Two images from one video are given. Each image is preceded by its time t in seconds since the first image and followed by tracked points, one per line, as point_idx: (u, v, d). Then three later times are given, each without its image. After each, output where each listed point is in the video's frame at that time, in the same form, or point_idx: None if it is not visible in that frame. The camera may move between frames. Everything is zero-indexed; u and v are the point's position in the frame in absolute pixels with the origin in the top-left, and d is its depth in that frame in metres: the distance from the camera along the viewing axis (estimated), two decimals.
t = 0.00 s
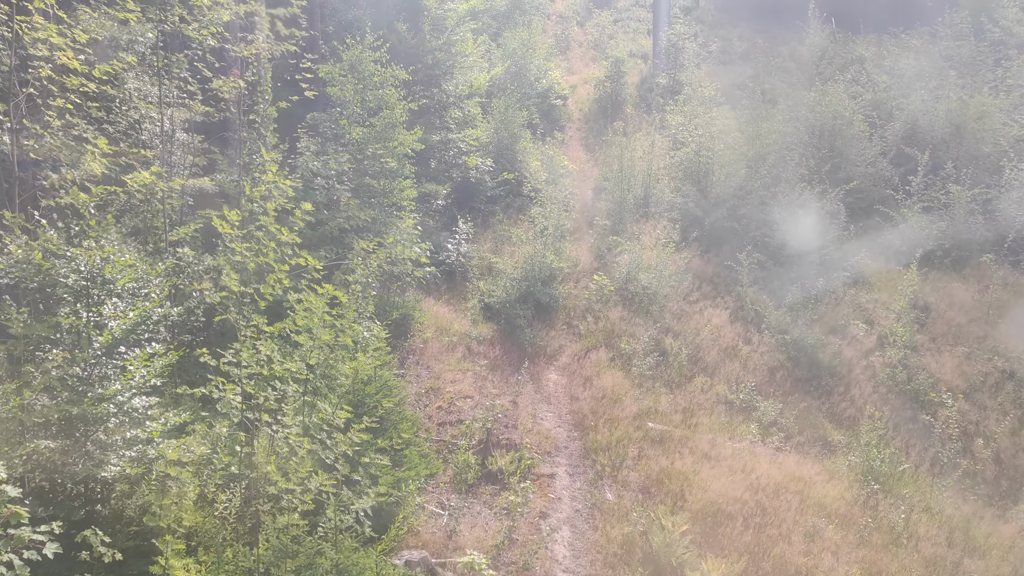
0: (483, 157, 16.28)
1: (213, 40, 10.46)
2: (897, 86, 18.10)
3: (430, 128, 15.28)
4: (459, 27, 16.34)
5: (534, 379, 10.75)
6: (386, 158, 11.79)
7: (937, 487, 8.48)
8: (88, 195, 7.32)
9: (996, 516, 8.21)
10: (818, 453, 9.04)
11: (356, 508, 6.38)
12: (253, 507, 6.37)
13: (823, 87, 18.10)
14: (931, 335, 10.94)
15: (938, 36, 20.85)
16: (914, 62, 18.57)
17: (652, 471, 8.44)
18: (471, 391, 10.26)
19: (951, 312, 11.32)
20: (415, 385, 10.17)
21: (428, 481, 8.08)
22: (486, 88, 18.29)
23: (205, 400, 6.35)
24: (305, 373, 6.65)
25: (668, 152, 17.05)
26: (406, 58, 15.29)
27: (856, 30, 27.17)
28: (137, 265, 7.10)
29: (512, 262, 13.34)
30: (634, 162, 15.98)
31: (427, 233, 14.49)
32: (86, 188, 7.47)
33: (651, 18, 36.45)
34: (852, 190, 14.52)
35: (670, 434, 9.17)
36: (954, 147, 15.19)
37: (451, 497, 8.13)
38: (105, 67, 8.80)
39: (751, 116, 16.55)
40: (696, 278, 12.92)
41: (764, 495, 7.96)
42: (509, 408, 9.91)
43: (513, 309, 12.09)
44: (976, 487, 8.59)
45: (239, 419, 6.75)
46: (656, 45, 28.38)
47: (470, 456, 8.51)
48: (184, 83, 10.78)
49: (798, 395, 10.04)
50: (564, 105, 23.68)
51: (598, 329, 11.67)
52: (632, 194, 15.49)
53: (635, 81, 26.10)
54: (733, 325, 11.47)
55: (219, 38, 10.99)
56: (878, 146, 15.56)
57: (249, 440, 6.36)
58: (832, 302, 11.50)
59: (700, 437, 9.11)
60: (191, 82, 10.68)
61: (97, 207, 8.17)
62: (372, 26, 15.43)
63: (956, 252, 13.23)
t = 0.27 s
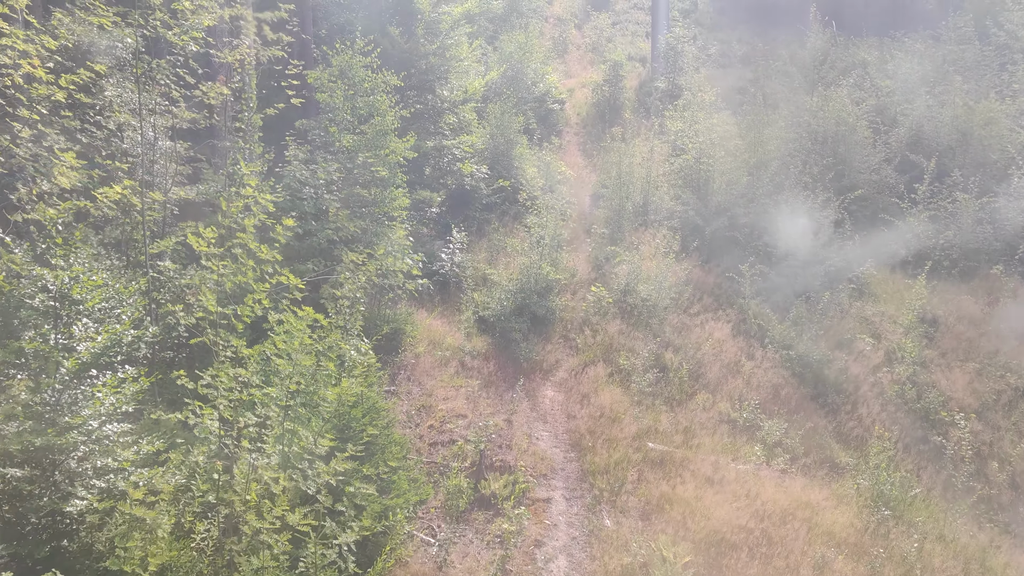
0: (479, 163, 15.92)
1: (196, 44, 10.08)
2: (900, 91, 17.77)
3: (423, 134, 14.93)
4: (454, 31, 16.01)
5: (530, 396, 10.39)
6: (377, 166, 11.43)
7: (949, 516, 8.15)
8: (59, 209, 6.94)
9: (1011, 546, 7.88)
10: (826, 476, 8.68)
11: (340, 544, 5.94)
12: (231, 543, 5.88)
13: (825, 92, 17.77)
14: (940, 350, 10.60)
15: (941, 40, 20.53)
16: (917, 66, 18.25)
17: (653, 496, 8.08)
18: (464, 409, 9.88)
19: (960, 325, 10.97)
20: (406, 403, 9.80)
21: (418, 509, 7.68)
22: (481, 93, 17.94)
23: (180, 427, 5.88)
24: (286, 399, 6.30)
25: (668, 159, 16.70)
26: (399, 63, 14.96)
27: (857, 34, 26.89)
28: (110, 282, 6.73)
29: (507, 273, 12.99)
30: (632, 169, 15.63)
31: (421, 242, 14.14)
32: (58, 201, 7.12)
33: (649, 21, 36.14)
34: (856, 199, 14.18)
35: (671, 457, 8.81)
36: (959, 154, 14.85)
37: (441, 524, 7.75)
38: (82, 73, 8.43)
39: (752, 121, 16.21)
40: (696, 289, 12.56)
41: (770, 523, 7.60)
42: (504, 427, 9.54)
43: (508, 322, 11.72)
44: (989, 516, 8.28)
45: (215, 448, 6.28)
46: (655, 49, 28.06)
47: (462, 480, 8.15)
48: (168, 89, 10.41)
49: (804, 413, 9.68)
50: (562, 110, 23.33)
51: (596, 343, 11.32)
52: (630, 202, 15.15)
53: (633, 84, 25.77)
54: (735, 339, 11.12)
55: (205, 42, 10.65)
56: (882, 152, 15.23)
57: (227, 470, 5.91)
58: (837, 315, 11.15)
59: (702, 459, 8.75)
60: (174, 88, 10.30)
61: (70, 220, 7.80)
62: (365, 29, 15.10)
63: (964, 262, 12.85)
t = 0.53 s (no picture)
0: (474, 171, 15.57)
1: (178, 51, 9.73)
2: (905, 96, 17.42)
3: (417, 141, 14.58)
4: (448, 35, 15.67)
5: (526, 415, 10.02)
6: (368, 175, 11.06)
7: (964, 545, 7.79)
8: (25, 226, 6.57)
9: None
10: (833, 503, 8.32)
11: None
12: None
13: (829, 98, 17.41)
14: (951, 367, 10.25)
15: (946, 44, 20.19)
16: (923, 71, 17.89)
17: (653, 524, 7.71)
18: (457, 429, 9.51)
19: (972, 340, 10.61)
20: (397, 423, 9.43)
21: (407, 539, 7.27)
22: (477, 98, 17.61)
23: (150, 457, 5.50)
24: (264, 430, 5.97)
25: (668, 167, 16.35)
26: (393, 68, 14.61)
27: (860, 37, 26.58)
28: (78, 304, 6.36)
29: (504, 284, 12.63)
30: (632, 176, 15.27)
31: (414, 252, 13.78)
32: (26, 217, 6.76)
33: (648, 23, 35.80)
34: (861, 207, 13.83)
35: (673, 481, 8.44)
36: (967, 161, 14.50)
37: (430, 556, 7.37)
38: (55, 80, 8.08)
39: (754, 127, 15.84)
40: (698, 301, 12.19)
41: (777, 556, 7.23)
42: (499, 449, 9.17)
43: (504, 336, 11.34)
44: (1005, 542, 7.91)
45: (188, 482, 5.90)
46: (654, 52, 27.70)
47: (454, 508, 7.77)
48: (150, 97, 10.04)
49: (810, 434, 9.31)
50: (560, 115, 22.98)
51: (594, 358, 10.94)
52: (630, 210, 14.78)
53: (633, 88, 25.41)
54: (738, 355, 10.75)
55: (190, 48, 10.30)
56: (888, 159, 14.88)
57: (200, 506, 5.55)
58: (844, 329, 10.79)
59: (704, 484, 8.39)
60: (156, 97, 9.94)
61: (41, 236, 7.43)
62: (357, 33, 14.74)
63: (972, 273, 12.48)
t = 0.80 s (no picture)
0: (470, 177, 15.21)
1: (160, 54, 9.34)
2: (911, 100, 17.07)
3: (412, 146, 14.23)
4: (445, 37, 15.33)
5: (522, 432, 9.66)
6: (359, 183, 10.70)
7: None
8: None
9: None
10: (844, 530, 7.97)
11: None
12: None
13: (832, 102, 17.06)
14: (964, 383, 9.90)
15: (952, 47, 19.85)
16: (929, 74, 17.54)
17: (656, 553, 7.34)
18: (451, 448, 9.15)
19: (985, 354, 10.27)
20: (388, 442, 9.07)
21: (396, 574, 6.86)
22: (474, 101, 17.25)
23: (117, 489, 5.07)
24: (242, 459, 5.57)
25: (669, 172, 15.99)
26: (386, 71, 14.28)
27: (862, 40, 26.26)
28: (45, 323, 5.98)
29: (500, 295, 12.27)
30: (631, 182, 14.91)
31: (408, 260, 13.43)
32: None
33: (648, 25, 35.47)
34: (867, 214, 13.47)
35: (675, 505, 8.08)
36: (976, 167, 14.16)
37: None
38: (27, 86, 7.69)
39: (757, 132, 15.49)
40: (700, 312, 11.82)
41: None
42: (494, 469, 8.80)
43: (500, 349, 10.98)
44: None
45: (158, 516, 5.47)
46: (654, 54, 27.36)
47: (447, 535, 7.38)
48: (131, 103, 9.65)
49: (819, 453, 8.95)
50: (558, 118, 22.62)
51: (593, 372, 10.58)
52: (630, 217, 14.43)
53: (632, 91, 25.06)
54: (742, 369, 10.39)
55: (173, 51, 9.91)
56: (895, 165, 14.52)
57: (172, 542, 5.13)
58: (852, 343, 10.42)
59: (709, 508, 8.03)
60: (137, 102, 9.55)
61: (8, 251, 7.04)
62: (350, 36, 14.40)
63: (982, 284, 12.18)
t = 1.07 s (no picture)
0: (467, 183, 14.84)
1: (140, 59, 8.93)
2: (918, 103, 16.68)
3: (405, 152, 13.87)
4: (442, 40, 14.97)
5: (519, 452, 9.29)
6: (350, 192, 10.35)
7: None
8: None
9: None
10: (855, 559, 7.61)
11: None
12: None
13: (837, 105, 16.68)
14: (978, 401, 9.54)
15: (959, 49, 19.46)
16: (935, 76, 17.14)
17: None
18: (445, 469, 8.78)
19: (999, 370, 9.90)
20: (379, 464, 8.70)
21: None
22: (471, 105, 16.87)
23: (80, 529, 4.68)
24: (217, 494, 5.20)
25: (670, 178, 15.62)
26: (380, 75, 13.92)
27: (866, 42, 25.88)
28: (8, 348, 5.64)
29: (497, 306, 11.89)
30: (632, 189, 14.53)
31: (402, 271, 13.07)
32: None
33: (649, 27, 35.10)
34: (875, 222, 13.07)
35: (680, 532, 7.71)
36: (987, 173, 13.79)
37: None
38: None
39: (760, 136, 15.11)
40: (703, 324, 11.45)
41: None
42: (490, 493, 8.44)
43: (496, 364, 10.61)
44: None
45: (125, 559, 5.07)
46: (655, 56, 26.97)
47: (439, 565, 7.00)
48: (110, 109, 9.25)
49: (828, 476, 8.59)
50: (558, 121, 22.25)
51: (592, 388, 10.19)
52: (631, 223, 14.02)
53: (633, 93, 24.69)
54: (747, 386, 10.02)
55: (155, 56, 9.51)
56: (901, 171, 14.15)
57: None
58: (861, 359, 10.05)
59: (714, 536, 7.66)
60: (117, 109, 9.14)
61: None
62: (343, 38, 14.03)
63: (994, 295, 11.83)
